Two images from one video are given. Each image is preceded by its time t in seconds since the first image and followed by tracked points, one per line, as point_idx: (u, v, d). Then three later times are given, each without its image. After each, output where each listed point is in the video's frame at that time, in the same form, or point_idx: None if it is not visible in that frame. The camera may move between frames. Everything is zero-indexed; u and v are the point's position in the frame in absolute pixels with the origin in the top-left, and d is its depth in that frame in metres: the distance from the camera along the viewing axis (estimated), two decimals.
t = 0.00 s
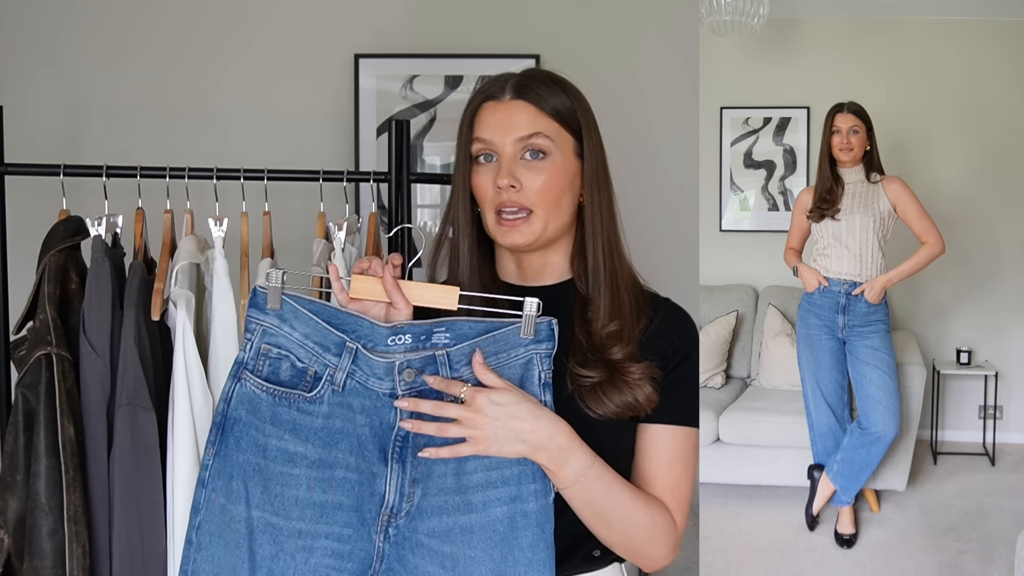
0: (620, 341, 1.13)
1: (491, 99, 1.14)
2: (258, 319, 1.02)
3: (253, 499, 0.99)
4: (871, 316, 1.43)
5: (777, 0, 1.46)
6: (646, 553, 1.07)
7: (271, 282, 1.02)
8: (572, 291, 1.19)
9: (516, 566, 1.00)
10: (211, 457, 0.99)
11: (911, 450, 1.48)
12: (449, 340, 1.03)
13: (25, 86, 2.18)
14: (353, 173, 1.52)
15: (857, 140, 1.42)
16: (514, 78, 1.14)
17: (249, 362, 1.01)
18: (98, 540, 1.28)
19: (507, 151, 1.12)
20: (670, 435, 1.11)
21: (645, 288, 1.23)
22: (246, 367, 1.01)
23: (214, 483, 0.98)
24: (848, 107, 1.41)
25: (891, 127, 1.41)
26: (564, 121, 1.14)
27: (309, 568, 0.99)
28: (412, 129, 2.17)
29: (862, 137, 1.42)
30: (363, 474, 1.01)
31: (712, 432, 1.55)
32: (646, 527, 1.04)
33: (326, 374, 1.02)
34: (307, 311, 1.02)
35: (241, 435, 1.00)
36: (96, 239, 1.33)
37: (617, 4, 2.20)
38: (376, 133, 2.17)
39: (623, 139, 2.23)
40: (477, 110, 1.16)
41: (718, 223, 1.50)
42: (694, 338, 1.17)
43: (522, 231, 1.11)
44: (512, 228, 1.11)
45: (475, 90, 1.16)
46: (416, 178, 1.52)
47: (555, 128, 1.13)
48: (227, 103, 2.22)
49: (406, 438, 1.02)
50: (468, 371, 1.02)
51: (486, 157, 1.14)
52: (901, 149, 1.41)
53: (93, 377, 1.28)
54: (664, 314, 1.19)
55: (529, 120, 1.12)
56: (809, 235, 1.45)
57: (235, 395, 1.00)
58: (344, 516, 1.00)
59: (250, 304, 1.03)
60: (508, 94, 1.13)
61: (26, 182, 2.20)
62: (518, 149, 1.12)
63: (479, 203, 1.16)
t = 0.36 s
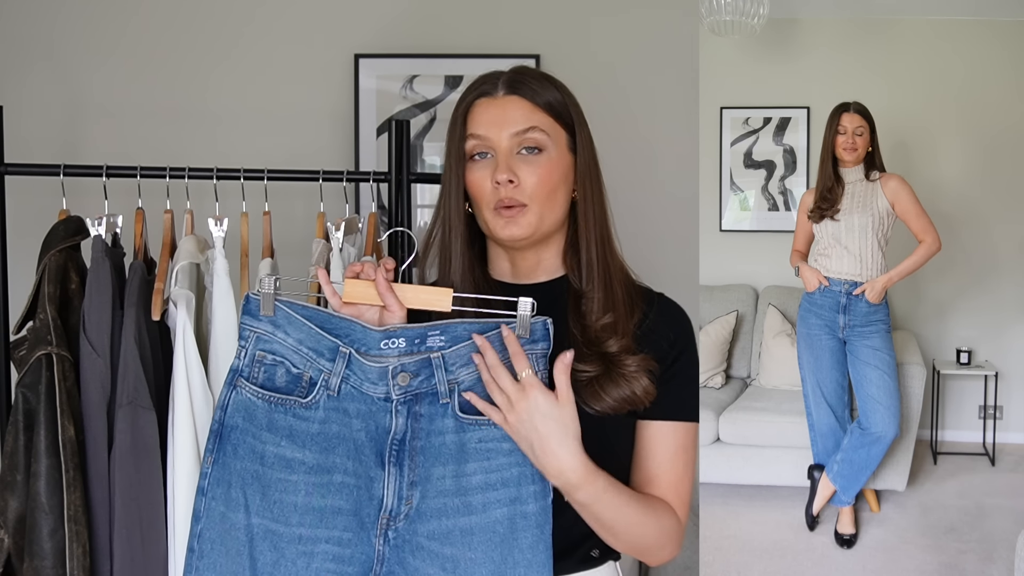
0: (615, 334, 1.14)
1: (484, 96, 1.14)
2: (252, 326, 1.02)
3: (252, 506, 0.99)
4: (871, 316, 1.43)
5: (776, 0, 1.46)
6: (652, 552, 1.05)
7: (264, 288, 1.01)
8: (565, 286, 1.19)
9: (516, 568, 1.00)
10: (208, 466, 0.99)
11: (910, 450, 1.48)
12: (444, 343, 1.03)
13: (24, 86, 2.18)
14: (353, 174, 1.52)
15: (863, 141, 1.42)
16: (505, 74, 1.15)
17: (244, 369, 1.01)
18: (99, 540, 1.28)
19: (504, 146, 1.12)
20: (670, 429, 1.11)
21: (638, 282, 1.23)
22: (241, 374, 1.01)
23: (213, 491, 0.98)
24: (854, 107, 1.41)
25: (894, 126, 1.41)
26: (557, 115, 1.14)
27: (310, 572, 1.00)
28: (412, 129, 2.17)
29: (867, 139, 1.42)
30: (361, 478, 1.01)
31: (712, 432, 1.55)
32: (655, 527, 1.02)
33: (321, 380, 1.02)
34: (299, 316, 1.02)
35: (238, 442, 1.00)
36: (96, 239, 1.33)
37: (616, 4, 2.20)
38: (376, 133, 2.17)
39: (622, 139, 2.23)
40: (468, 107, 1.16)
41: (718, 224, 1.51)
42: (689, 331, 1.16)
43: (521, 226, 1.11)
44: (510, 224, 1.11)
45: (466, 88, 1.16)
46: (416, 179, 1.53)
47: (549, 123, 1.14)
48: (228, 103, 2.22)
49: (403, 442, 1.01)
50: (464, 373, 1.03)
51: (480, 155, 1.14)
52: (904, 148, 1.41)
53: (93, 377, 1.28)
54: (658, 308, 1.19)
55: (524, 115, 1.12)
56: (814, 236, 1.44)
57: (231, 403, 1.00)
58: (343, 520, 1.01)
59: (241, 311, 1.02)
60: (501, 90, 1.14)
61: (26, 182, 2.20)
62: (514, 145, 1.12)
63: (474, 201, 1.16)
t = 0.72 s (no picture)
0: (609, 330, 1.14)
1: (481, 99, 1.14)
2: (247, 328, 1.02)
3: (248, 507, 1.00)
4: (871, 316, 1.42)
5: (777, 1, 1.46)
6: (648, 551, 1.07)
7: (258, 290, 1.01)
8: (559, 284, 1.20)
9: (512, 570, 1.00)
10: (206, 466, 1.00)
11: (910, 450, 1.48)
12: (439, 344, 1.02)
13: (24, 86, 2.18)
14: (353, 174, 1.52)
15: (868, 143, 1.42)
16: (501, 76, 1.14)
17: (240, 371, 1.01)
18: (99, 540, 1.28)
19: (504, 150, 1.12)
20: (665, 427, 1.11)
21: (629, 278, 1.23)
22: (237, 376, 1.01)
23: (210, 491, 0.99)
24: (860, 109, 1.42)
25: (898, 127, 1.41)
26: (555, 117, 1.15)
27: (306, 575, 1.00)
28: (412, 129, 2.17)
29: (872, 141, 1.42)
30: (357, 481, 1.01)
31: (712, 431, 1.55)
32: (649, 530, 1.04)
33: (316, 382, 1.02)
34: (294, 318, 1.02)
35: (235, 443, 1.00)
36: (96, 239, 1.33)
37: (616, 4, 2.20)
38: (376, 133, 2.17)
39: (622, 139, 2.23)
40: (465, 110, 1.15)
41: (718, 223, 1.50)
42: (682, 325, 1.17)
43: (524, 229, 1.11)
44: (513, 227, 1.11)
45: (461, 91, 1.16)
46: (416, 179, 1.52)
47: (547, 125, 1.14)
48: (228, 103, 2.22)
49: (399, 442, 1.01)
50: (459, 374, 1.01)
51: (479, 157, 1.14)
52: (906, 150, 1.41)
53: (93, 377, 1.28)
54: (652, 304, 1.19)
55: (523, 118, 1.12)
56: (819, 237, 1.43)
57: (226, 405, 1.00)
58: (339, 522, 1.00)
59: (238, 313, 1.02)
60: (499, 93, 1.13)
61: (26, 182, 2.20)
62: (514, 148, 1.12)
63: (472, 204, 1.15)
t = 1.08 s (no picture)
0: (608, 333, 1.14)
1: (475, 104, 1.14)
2: (250, 327, 1.02)
3: (249, 506, 1.00)
4: (873, 316, 1.42)
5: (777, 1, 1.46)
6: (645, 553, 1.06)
7: (261, 289, 1.01)
8: (559, 286, 1.20)
9: (511, 570, 1.00)
10: (207, 464, 1.00)
11: (910, 450, 1.48)
12: (440, 344, 1.02)
13: (24, 86, 2.18)
14: (353, 173, 1.52)
15: (869, 140, 1.42)
16: (495, 79, 1.14)
17: (242, 370, 1.01)
18: (99, 540, 1.28)
19: (498, 154, 1.12)
20: (665, 429, 1.11)
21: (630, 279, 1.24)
22: (239, 375, 1.01)
23: (212, 490, 1.00)
24: (860, 106, 1.42)
25: (901, 127, 1.41)
26: (550, 119, 1.14)
27: (306, 573, 1.00)
28: (412, 129, 2.17)
29: (874, 138, 1.42)
30: (357, 480, 1.01)
31: (712, 431, 1.55)
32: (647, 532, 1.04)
33: (318, 381, 1.02)
34: (297, 318, 1.02)
35: (236, 442, 1.00)
36: (96, 239, 1.33)
37: (616, 4, 2.20)
38: (376, 133, 2.17)
39: (622, 139, 2.23)
40: (459, 115, 1.15)
41: (718, 223, 1.50)
42: (684, 328, 1.17)
43: (518, 233, 1.11)
44: (509, 231, 1.11)
45: (455, 95, 1.15)
46: (416, 179, 1.53)
47: (542, 128, 1.13)
48: (228, 103, 2.22)
49: (399, 442, 1.01)
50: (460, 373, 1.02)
51: (474, 162, 1.14)
52: (909, 149, 1.41)
53: (93, 377, 1.28)
54: (654, 305, 1.19)
55: (517, 121, 1.12)
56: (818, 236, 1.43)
57: (229, 403, 1.00)
58: (340, 521, 1.00)
59: (241, 311, 1.02)
60: (493, 97, 1.13)
61: (26, 182, 2.20)
62: (509, 152, 1.12)
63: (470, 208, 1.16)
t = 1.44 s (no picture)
0: (614, 331, 1.14)
1: (484, 102, 1.14)
2: (256, 324, 1.02)
3: (252, 504, 1.00)
4: (880, 309, 1.41)
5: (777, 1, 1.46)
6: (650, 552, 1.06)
7: (269, 286, 1.02)
8: (566, 286, 1.20)
9: (516, 570, 1.00)
10: (212, 461, 0.99)
11: (911, 450, 1.47)
12: (445, 344, 1.02)
13: (24, 86, 2.18)
14: (353, 173, 1.52)
15: (868, 133, 1.42)
16: (504, 78, 1.15)
17: (247, 367, 1.01)
18: (98, 539, 1.28)
19: (506, 152, 1.12)
20: (672, 428, 1.11)
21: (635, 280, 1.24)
22: (245, 372, 1.01)
23: (216, 487, 0.99)
24: (857, 101, 1.41)
25: (903, 122, 1.41)
26: (558, 119, 1.15)
27: (309, 572, 1.00)
28: (412, 129, 2.17)
29: (873, 131, 1.42)
30: (361, 479, 1.01)
31: (711, 431, 1.55)
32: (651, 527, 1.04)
33: (323, 379, 1.01)
34: (303, 315, 1.02)
35: (241, 439, 1.00)
36: (96, 239, 1.33)
37: (616, 4, 2.20)
38: (376, 133, 2.17)
39: (622, 139, 2.23)
40: (468, 113, 1.15)
41: (717, 224, 1.50)
42: (691, 331, 1.17)
43: (526, 230, 1.11)
44: (515, 228, 1.11)
45: (465, 94, 1.16)
46: (416, 179, 1.53)
47: (549, 126, 1.14)
48: (228, 103, 2.22)
49: (404, 442, 1.01)
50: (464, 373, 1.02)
51: (481, 160, 1.14)
52: (911, 143, 1.41)
53: (93, 377, 1.28)
54: (660, 305, 1.19)
55: (525, 120, 1.12)
56: (812, 227, 1.43)
57: (234, 400, 1.00)
58: (343, 520, 1.00)
59: (247, 309, 1.02)
60: (501, 96, 1.14)
61: (26, 182, 2.20)
62: (516, 150, 1.12)
63: (476, 206, 1.16)
